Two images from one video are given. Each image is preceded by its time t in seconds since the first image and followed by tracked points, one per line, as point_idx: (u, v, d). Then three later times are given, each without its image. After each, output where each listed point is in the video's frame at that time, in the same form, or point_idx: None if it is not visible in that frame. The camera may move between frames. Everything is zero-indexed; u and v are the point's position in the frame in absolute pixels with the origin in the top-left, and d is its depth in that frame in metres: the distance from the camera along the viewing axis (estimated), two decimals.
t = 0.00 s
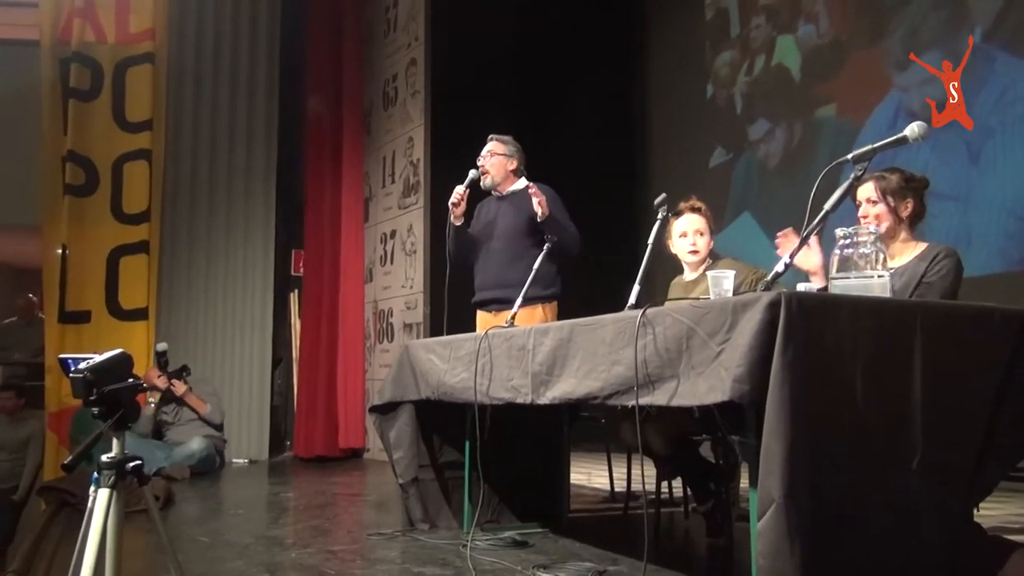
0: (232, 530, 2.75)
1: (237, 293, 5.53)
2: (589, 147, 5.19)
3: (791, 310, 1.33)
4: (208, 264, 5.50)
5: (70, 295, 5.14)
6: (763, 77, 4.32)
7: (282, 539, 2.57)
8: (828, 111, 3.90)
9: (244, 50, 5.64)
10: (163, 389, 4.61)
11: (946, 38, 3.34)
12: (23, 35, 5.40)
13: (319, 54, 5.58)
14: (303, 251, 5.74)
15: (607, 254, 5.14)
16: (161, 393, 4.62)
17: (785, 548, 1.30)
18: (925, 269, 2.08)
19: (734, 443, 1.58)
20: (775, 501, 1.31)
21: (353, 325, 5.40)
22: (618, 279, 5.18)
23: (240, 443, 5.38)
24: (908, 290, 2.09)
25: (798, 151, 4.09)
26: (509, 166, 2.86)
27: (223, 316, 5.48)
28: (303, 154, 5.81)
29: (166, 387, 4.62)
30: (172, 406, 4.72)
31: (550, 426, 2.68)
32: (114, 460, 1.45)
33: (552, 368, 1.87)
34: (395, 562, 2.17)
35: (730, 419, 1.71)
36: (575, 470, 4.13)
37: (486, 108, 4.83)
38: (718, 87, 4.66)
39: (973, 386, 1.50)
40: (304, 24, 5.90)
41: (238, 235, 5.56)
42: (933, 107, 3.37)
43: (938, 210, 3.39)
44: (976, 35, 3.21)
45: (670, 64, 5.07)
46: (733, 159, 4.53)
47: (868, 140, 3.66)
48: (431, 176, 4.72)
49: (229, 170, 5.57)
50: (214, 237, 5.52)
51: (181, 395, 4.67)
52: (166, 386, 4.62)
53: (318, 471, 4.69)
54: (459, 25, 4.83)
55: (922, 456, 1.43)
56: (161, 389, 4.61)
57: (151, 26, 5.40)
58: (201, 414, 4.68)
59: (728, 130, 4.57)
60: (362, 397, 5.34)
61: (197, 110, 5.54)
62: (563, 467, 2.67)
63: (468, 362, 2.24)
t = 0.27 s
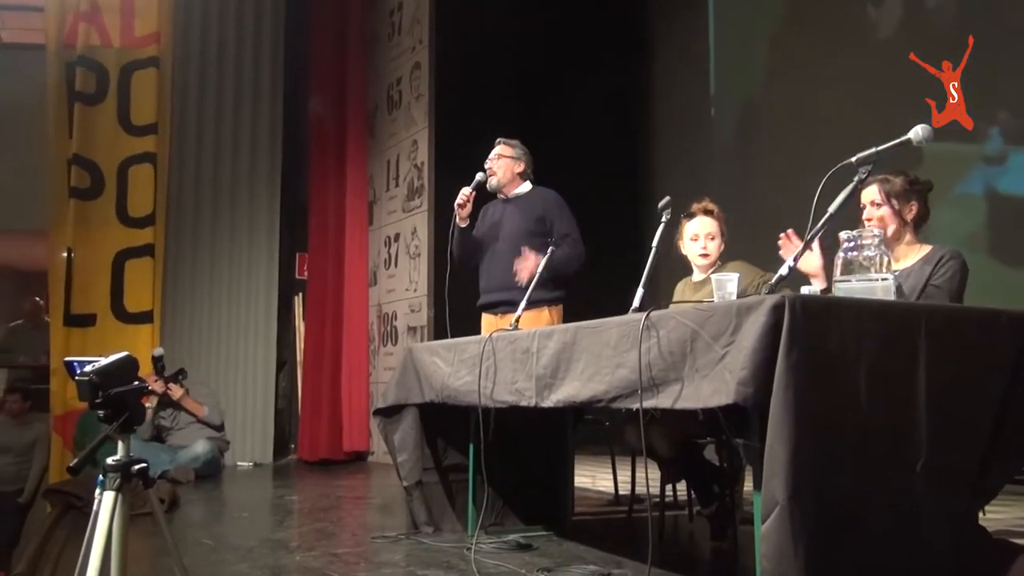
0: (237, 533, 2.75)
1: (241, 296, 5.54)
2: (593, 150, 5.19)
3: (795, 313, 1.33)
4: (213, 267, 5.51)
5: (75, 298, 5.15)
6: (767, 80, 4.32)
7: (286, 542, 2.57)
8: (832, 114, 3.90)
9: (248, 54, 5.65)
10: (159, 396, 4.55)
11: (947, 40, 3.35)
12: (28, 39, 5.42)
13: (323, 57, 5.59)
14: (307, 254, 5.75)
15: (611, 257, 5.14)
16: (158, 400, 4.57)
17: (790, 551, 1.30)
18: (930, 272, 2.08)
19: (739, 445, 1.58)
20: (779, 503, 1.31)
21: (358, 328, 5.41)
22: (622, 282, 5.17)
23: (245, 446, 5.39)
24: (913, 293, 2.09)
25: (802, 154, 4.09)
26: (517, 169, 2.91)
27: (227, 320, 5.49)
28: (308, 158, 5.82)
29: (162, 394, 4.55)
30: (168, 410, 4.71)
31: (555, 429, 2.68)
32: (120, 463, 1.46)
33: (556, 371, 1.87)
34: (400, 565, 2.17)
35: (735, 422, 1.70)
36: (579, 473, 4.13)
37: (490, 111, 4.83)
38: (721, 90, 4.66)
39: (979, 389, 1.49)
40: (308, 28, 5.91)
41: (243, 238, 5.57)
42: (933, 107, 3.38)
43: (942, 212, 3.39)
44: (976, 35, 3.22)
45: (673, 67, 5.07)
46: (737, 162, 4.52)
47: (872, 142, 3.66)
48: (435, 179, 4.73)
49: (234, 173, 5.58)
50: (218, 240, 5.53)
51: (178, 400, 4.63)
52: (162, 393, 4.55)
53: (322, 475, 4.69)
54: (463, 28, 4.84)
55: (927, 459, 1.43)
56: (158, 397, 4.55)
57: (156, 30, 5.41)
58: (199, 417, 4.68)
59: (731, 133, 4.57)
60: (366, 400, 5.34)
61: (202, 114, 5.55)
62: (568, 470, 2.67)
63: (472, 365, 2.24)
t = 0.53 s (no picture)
0: (240, 536, 2.76)
1: (245, 299, 5.55)
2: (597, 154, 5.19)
3: (798, 316, 1.33)
4: (217, 271, 5.52)
5: (80, 302, 5.17)
6: (769, 83, 4.32)
7: (290, 545, 2.57)
8: (835, 117, 3.90)
9: (252, 58, 5.66)
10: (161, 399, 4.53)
11: (948, 42, 3.35)
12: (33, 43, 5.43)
13: (327, 61, 5.61)
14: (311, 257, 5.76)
15: (615, 260, 5.14)
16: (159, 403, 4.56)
17: (793, 554, 1.30)
18: (934, 274, 2.07)
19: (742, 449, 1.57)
20: (782, 507, 1.31)
21: (361, 332, 5.41)
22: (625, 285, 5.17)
23: (249, 449, 5.40)
24: (917, 295, 2.09)
25: (805, 157, 4.09)
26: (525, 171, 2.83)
27: (231, 323, 5.50)
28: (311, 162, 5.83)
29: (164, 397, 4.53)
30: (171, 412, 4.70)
31: (558, 432, 2.68)
32: (123, 466, 1.46)
33: (559, 374, 1.87)
34: (403, 569, 2.17)
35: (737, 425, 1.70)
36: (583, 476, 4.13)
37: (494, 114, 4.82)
38: (724, 93, 4.66)
39: (982, 392, 1.49)
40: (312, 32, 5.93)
41: (247, 242, 5.58)
42: (933, 107, 3.39)
43: (945, 214, 3.39)
44: (976, 35, 3.24)
45: (676, 70, 5.07)
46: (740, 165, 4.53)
47: (875, 145, 3.66)
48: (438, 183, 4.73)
49: (238, 177, 5.60)
50: (222, 243, 5.54)
51: (179, 403, 4.62)
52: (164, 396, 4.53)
53: (325, 477, 4.70)
54: (466, 32, 4.85)
55: (931, 463, 1.43)
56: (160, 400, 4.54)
57: (160, 34, 5.42)
58: (201, 419, 4.67)
59: (735, 136, 4.57)
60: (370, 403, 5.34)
61: (206, 118, 5.57)
62: (571, 474, 2.67)
63: (475, 368, 2.24)
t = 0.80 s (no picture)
0: (243, 538, 2.76)
1: (248, 302, 5.56)
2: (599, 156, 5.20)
3: (801, 318, 1.33)
4: (220, 273, 5.53)
5: (83, 305, 5.17)
6: (771, 85, 4.33)
7: (293, 548, 2.57)
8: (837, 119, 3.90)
9: (255, 61, 5.68)
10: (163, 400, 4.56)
11: (949, 43, 3.36)
12: (36, 47, 5.44)
13: (329, 65, 5.62)
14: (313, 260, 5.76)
15: (617, 263, 5.14)
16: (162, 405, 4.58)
17: (797, 557, 1.30)
18: (936, 277, 2.07)
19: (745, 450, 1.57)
20: (786, 510, 1.31)
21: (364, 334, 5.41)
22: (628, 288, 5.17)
23: (251, 452, 5.40)
24: (919, 297, 2.09)
25: (806, 158, 4.09)
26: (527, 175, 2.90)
27: (234, 325, 5.51)
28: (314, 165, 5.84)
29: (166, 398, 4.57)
30: (174, 414, 4.68)
31: (560, 435, 2.68)
32: (126, 468, 1.46)
33: (562, 377, 1.87)
34: (406, 571, 2.17)
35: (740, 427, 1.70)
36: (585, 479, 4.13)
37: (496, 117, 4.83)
38: (726, 96, 4.67)
39: (985, 394, 1.49)
40: (315, 35, 5.94)
41: (249, 244, 5.59)
42: (933, 107, 3.40)
43: (946, 215, 3.39)
44: (976, 34, 3.23)
45: (679, 73, 5.08)
46: (742, 168, 4.53)
47: (877, 146, 3.66)
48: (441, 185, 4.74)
49: (240, 180, 5.61)
50: (225, 246, 5.55)
51: (182, 404, 4.63)
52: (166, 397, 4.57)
53: (327, 480, 4.70)
54: (468, 34, 4.85)
55: (933, 465, 1.43)
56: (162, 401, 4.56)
57: (162, 37, 5.43)
58: (203, 421, 4.66)
59: (737, 138, 4.57)
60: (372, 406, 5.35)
61: (208, 120, 5.58)
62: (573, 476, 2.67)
63: (478, 370, 2.24)
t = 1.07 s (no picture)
0: (239, 540, 2.75)
1: (246, 303, 5.55)
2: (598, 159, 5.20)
3: (799, 321, 1.33)
4: (218, 275, 5.53)
5: (81, 306, 5.17)
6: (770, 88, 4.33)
7: (289, 550, 2.57)
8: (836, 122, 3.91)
9: (254, 63, 5.68)
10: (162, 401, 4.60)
11: (948, 45, 3.36)
12: (35, 48, 5.44)
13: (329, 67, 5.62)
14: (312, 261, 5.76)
15: (616, 266, 5.14)
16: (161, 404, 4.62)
17: (794, 559, 1.30)
18: (933, 281, 2.07)
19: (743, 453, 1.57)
20: (783, 513, 1.31)
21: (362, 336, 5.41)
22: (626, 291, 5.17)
23: (249, 453, 5.39)
24: (916, 301, 2.09)
25: (805, 161, 4.10)
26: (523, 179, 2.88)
27: (232, 327, 5.51)
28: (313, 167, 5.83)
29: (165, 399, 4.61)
30: (174, 416, 4.69)
31: (558, 438, 2.68)
32: (123, 470, 1.46)
33: (560, 379, 1.87)
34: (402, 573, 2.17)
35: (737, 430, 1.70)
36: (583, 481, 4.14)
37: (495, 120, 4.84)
38: (725, 99, 4.68)
39: (983, 397, 1.49)
40: (315, 37, 5.94)
41: (247, 246, 5.59)
42: (934, 107, 3.41)
43: (945, 217, 3.39)
44: (976, 35, 3.23)
45: (678, 76, 5.08)
46: (740, 171, 4.54)
47: (875, 149, 3.66)
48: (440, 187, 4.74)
49: (239, 181, 5.61)
50: (224, 247, 5.55)
51: (181, 405, 4.66)
52: (165, 397, 4.61)
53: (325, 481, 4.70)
54: (468, 37, 4.85)
55: (931, 468, 1.43)
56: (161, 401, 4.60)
57: (162, 38, 5.42)
58: (201, 422, 4.68)
59: (736, 141, 4.58)
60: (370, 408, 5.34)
61: (207, 122, 5.58)
62: (571, 479, 2.67)
63: (476, 373, 2.23)
